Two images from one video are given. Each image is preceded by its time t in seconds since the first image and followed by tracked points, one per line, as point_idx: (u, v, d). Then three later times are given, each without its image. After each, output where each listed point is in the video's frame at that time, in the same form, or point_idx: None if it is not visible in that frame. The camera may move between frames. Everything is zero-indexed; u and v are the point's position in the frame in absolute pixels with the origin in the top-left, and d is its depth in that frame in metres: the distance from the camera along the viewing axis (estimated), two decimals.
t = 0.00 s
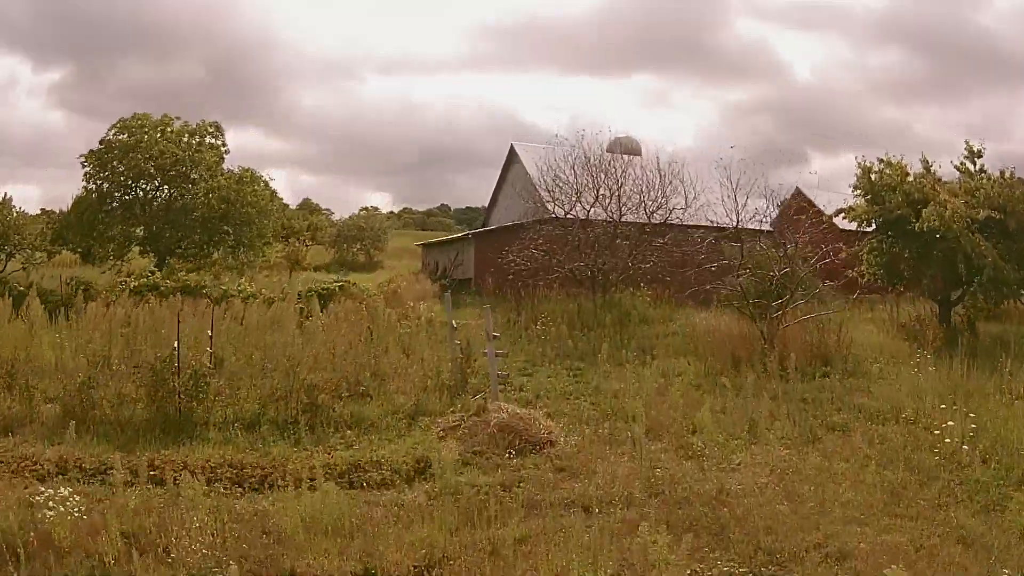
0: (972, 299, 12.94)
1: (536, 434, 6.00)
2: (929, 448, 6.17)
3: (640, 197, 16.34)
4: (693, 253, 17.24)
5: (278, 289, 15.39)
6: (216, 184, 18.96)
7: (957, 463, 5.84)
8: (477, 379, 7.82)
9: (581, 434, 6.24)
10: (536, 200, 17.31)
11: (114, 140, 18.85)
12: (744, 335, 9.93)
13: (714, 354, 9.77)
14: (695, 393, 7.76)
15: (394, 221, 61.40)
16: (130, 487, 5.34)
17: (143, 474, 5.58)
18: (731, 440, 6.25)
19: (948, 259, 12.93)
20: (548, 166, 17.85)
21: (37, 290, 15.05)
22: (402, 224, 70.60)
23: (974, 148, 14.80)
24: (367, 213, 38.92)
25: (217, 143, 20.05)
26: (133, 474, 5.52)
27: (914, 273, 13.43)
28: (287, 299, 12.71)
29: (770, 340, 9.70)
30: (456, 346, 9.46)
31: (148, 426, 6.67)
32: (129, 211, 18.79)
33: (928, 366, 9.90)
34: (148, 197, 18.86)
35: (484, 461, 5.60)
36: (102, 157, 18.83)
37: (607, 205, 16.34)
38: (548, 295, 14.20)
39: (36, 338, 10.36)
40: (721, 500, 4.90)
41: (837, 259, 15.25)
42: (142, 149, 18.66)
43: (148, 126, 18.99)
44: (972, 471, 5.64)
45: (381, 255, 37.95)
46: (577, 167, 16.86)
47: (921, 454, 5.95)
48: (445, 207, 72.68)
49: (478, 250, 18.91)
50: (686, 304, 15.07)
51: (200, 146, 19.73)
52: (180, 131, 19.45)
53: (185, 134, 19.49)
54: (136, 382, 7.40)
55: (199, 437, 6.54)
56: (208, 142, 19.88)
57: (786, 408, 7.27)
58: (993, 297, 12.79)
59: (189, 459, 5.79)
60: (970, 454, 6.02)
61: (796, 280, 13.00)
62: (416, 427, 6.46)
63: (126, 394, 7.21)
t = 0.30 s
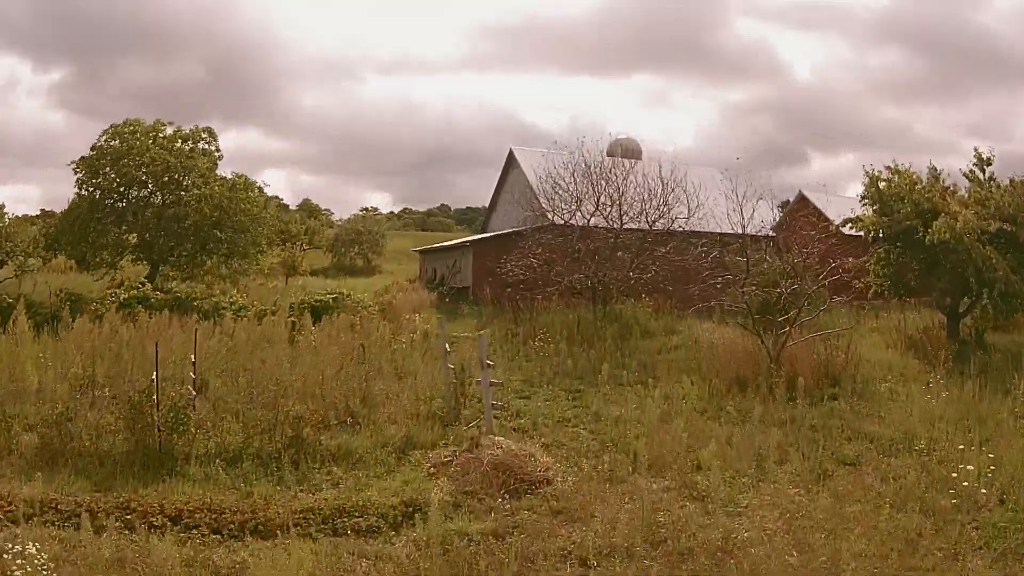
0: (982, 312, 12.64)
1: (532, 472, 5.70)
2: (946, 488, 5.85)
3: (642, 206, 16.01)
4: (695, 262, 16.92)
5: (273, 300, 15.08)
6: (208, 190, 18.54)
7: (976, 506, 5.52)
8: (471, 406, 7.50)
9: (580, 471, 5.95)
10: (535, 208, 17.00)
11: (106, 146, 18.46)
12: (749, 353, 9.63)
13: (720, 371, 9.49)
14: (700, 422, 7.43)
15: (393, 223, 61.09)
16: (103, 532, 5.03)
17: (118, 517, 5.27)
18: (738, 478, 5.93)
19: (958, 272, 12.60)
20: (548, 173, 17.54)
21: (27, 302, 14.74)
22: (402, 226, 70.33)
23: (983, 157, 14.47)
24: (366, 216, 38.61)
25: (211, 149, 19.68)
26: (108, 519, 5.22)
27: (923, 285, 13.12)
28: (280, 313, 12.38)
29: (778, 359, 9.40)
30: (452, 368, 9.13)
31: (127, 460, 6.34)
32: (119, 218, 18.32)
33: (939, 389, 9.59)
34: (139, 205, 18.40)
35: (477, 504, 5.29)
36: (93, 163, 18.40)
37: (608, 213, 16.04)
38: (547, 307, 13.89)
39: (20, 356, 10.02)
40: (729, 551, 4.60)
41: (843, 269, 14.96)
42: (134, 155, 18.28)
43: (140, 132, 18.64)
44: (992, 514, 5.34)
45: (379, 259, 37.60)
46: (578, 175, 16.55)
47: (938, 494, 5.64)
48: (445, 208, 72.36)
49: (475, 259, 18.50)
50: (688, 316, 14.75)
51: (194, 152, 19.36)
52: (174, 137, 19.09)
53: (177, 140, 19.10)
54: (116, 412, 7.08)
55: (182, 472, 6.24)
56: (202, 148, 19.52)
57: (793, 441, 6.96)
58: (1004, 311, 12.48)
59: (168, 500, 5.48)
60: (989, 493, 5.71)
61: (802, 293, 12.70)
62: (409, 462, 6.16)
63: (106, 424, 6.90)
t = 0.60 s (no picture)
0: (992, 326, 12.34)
1: (528, 515, 5.42)
2: (963, 530, 5.56)
3: (643, 216, 15.74)
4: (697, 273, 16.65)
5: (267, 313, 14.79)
6: (201, 198, 18.25)
7: (997, 551, 5.22)
8: (467, 435, 7.23)
9: (580, 512, 5.66)
10: (534, 218, 16.74)
11: (97, 153, 18.17)
12: (755, 374, 9.36)
13: (724, 390, 9.21)
14: (705, 453, 7.15)
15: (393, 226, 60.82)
16: None
17: (92, 566, 4.97)
18: (744, 519, 5.65)
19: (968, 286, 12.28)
20: (547, 182, 17.27)
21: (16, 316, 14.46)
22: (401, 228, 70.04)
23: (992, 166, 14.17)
24: (365, 220, 38.33)
25: (204, 155, 19.39)
26: (81, 569, 4.93)
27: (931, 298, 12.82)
28: (272, 328, 12.09)
29: (785, 380, 9.14)
30: (449, 391, 8.85)
31: (105, 499, 6.06)
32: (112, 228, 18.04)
33: (951, 413, 9.32)
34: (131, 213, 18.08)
35: (470, 551, 5.01)
36: (85, 171, 18.10)
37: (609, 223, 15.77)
38: (546, 321, 13.61)
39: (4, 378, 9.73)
40: None
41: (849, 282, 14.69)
42: (125, 162, 17.97)
43: (132, 139, 18.35)
44: (1013, 560, 5.06)
45: (377, 263, 37.33)
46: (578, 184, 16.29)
47: (953, 540, 5.35)
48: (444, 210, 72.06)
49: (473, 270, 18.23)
50: (690, 328, 14.47)
51: (186, 158, 19.05)
52: (166, 144, 18.78)
53: (170, 146, 18.81)
54: (97, 445, 6.81)
55: (164, 511, 5.96)
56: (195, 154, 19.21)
57: (802, 475, 6.68)
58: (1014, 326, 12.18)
59: (147, 546, 5.20)
60: (1007, 537, 5.42)
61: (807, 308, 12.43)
62: (401, 501, 5.89)
63: (86, 459, 6.63)
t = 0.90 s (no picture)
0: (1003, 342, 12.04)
1: (524, 561, 5.15)
2: None
3: (645, 226, 15.48)
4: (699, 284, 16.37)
5: (260, 326, 14.48)
6: (194, 205, 17.95)
7: None
8: (462, 467, 6.95)
9: (579, 557, 5.39)
10: (534, 228, 16.46)
11: (90, 161, 17.91)
12: (761, 396, 9.08)
13: (729, 412, 8.92)
14: (710, 485, 6.87)
15: (392, 229, 60.51)
16: None
17: None
18: (752, 564, 5.38)
19: (979, 302, 11.96)
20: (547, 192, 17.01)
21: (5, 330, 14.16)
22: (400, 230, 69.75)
23: (1002, 177, 13.87)
24: (363, 224, 38.02)
25: (198, 162, 19.11)
26: None
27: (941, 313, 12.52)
28: (263, 343, 11.81)
29: (792, 404, 8.87)
30: (445, 415, 8.57)
31: (82, 540, 5.78)
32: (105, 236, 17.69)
33: (963, 438, 9.04)
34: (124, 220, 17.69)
35: None
36: (77, 179, 17.81)
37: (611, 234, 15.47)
38: (546, 334, 13.33)
39: None
40: None
41: (854, 295, 14.41)
42: (117, 169, 17.69)
43: (124, 146, 18.08)
44: None
45: (375, 268, 37.03)
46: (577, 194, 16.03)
47: None
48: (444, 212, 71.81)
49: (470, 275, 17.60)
50: (693, 340, 14.18)
51: (180, 164, 18.75)
52: (159, 150, 18.51)
53: (162, 153, 18.53)
54: (78, 479, 6.54)
55: (144, 552, 5.67)
56: (189, 160, 18.93)
57: (811, 512, 6.40)
58: None
59: None
60: None
61: (813, 323, 12.15)
62: (391, 543, 5.61)
63: (66, 495, 6.35)
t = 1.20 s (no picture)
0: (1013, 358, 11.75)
1: None
2: None
3: (646, 236, 15.18)
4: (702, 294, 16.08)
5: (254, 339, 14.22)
6: (187, 213, 17.70)
7: None
8: (456, 501, 6.68)
9: None
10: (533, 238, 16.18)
11: (82, 168, 17.68)
12: (767, 420, 8.79)
13: (734, 437, 8.63)
14: (714, 520, 6.60)
15: (391, 232, 60.22)
16: None
17: None
18: None
19: (990, 317, 11.68)
20: (546, 201, 16.72)
21: None
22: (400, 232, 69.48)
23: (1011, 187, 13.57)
24: (362, 228, 37.74)
25: (191, 168, 18.85)
26: None
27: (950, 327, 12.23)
28: (255, 359, 11.54)
29: (799, 429, 8.58)
30: (440, 440, 8.29)
31: None
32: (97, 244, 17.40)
33: (976, 463, 8.75)
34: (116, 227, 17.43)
35: None
36: (69, 187, 17.57)
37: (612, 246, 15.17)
38: (545, 349, 13.03)
39: None
40: None
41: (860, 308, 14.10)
42: (109, 176, 17.45)
43: (116, 153, 17.85)
44: None
45: (374, 272, 36.73)
46: (577, 204, 15.75)
47: None
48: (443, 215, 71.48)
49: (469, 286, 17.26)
50: (695, 353, 13.90)
51: (173, 170, 18.49)
52: (151, 157, 18.26)
53: (155, 160, 18.27)
54: (58, 516, 6.27)
55: None
56: (182, 167, 18.67)
57: (820, 550, 6.12)
58: None
59: None
60: None
61: (819, 338, 11.85)
62: None
63: (44, 532, 6.08)
